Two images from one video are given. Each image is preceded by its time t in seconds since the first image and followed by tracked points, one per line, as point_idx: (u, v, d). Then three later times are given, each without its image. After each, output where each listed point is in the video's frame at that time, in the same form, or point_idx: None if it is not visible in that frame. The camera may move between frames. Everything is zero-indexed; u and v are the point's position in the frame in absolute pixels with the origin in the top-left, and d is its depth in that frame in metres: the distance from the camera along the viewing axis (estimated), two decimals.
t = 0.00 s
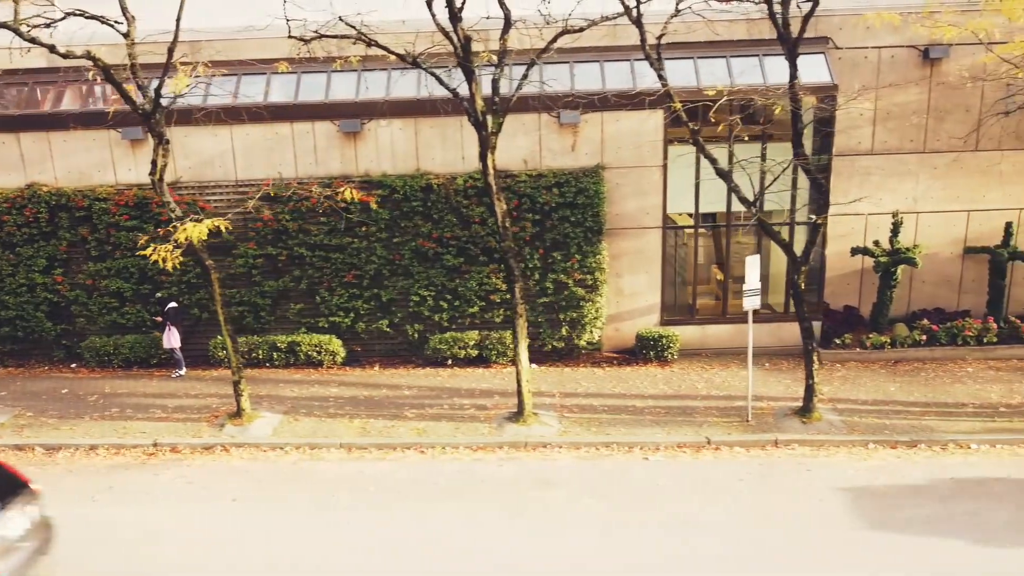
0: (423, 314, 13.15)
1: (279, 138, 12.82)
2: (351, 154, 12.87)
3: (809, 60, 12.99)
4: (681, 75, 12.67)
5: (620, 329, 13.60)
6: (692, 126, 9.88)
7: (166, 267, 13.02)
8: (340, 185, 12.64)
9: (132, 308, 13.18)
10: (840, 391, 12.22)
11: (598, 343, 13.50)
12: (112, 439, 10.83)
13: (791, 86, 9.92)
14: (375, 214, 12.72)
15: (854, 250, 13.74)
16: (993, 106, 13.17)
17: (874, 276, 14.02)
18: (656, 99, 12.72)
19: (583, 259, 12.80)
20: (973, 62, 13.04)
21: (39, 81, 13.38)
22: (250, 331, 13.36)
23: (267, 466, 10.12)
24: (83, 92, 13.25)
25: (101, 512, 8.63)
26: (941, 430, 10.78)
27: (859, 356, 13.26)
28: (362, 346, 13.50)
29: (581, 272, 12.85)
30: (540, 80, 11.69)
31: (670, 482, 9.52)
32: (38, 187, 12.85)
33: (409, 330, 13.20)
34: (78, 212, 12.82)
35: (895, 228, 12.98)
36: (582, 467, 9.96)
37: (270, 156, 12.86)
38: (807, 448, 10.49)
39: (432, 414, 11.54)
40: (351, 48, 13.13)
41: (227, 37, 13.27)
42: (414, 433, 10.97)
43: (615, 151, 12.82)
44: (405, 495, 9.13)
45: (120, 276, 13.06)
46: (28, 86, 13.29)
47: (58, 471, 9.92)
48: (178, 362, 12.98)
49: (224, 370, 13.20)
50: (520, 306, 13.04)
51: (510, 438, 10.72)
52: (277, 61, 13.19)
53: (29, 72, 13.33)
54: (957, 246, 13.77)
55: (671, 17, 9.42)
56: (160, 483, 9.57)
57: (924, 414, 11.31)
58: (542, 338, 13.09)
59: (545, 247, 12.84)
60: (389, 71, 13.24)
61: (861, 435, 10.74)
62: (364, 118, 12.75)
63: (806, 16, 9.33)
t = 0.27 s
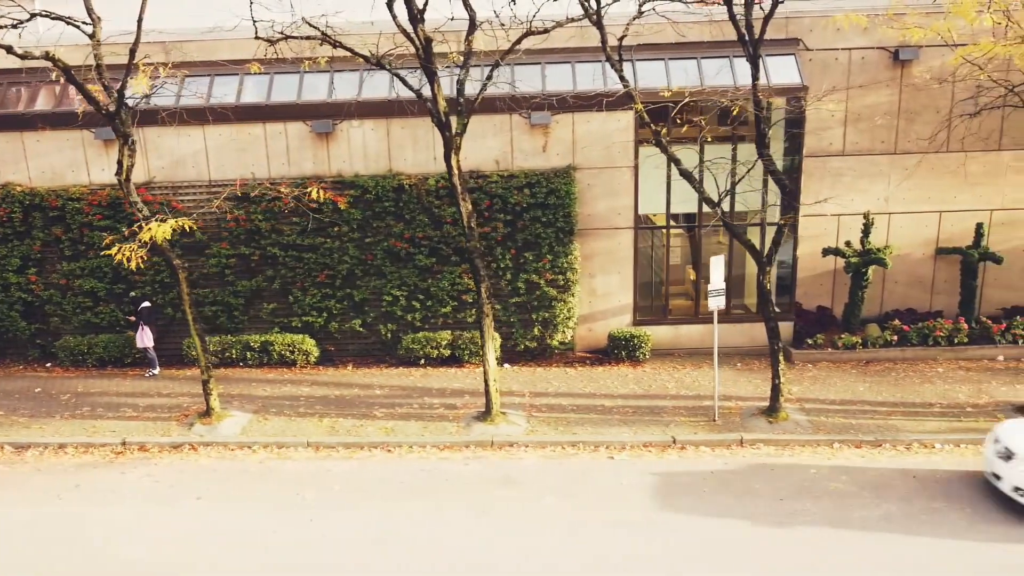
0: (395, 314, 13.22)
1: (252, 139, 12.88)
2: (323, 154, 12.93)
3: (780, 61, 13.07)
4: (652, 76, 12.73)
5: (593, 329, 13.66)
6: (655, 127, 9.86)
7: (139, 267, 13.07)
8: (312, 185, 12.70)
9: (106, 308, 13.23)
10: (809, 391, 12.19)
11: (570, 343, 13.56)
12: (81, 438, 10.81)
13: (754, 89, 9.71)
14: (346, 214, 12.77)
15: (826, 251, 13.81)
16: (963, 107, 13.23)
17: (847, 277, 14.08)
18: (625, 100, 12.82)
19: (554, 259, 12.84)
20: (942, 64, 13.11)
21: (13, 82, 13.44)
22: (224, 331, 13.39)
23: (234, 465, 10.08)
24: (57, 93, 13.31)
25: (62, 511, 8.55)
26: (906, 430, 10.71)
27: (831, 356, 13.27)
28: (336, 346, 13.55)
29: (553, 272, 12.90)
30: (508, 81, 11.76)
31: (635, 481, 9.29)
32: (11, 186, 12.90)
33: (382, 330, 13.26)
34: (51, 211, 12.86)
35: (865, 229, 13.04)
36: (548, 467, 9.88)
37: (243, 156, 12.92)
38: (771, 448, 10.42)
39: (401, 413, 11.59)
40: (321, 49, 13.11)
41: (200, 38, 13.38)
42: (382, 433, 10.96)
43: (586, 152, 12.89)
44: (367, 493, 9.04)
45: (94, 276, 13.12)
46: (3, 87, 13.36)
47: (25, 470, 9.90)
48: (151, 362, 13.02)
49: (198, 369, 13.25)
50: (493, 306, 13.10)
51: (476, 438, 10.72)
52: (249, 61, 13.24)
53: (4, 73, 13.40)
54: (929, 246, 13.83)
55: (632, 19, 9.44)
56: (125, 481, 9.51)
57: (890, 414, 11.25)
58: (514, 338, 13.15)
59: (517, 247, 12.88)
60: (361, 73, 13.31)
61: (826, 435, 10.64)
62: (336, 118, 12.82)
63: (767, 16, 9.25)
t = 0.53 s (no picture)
0: (388, 314, 13.27)
1: (246, 139, 12.94)
2: (316, 153, 12.99)
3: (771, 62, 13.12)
4: (643, 77, 12.80)
5: (586, 329, 13.71)
6: (645, 128, 9.89)
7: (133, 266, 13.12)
8: (306, 185, 12.76)
9: (100, 307, 13.28)
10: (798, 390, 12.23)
11: (563, 343, 13.62)
12: (73, 436, 10.84)
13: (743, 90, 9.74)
14: (340, 213, 12.82)
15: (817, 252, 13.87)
16: (953, 109, 13.30)
17: (838, 278, 14.14)
18: (616, 100, 12.88)
19: (547, 259, 12.90)
20: (932, 66, 13.18)
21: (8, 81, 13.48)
22: (218, 330, 13.43)
23: (225, 462, 10.16)
24: (51, 92, 13.36)
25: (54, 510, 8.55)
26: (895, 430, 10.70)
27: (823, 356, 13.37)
28: (329, 346, 13.60)
29: (545, 272, 12.96)
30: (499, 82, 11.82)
31: (623, 479, 9.29)
32: (6, 185, 12.94)
33: (375, 329, 13.32)
34: (45, 210, 12.91)
35: (856, 229, 13.10)
36: (537, 464, 9.94)
37: (237, 156, 12.98)
38: (761, 448, 10.43)
39: (394, 412, 11.64)
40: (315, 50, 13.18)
41: (194, 38, 13.43)
42: (373, 431, 10.99)
43: (578, 153, 12.96)
44: (357, 491, 9.07)
45: (88, 275, 13.17)
46: None
47: (17, 467, 9.93)
48: (145, 361, 13.06)
49: (191, 368, 13.29)
50: (485, 306, 13.15)
51: (468, 437, 10.76)
52: (243, 61, 13.30)
53: None
54: (920, 248, 13.90)
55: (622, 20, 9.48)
56: (117, 480, 9.53)
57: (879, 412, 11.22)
58: (506, 338, 13.21)
59: (509, 247, 12.94)
60: (354, 73, 13.37)
61: (815, 435, 10.71)
62: (329, 118, 12.88)
63: (756, 17, 9.25)
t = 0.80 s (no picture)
0: (367, 313, 13.25)
1: (224, 138, 12.85)
2: (295, 153, 12.93)
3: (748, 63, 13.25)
4: (622, 77, 12.87)
5: (565, 328, 13.77)
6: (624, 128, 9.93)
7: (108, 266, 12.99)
8: (284, 184, 12.70)
9: (75, 308, 13.14)
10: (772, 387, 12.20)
11: (542, 342, 13.67)
12: (47, 438, 10.70)
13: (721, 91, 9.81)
14: (318, 213, 12.78)
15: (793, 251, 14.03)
16: (926, 110, 13.50)
17: (814, 276, 14.30)
18: (595, 100, 12.94)
19: (526, 258, 12.94)
20: (906, 67, 13.36)
21: None
22: (195, 330, 13.33)
23: (202, 463, 10.10)
24: (24, 90, 13.18)
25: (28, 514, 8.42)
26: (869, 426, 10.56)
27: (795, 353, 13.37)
28: (307, 346, 13.55)
29: (524, 272, 13.00)
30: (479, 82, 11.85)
31: (601, 478, 9.30)
32: None
33: (354, 329, 13.29)
34: (19, 210, 12.75)
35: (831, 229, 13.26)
36: (516, 462, 9.98)
37: (215, 155, 12.89)
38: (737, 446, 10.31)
39: (373, 412, 11.61)
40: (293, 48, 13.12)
41: (171, 36, 13.34)
42: (352, 431, 10.95)
43: (557, 153, 13.01)
44: (336, 491, 9.04)
45: (62, 275, 13.02)
46: None
47: None
48: (120, 362, 12.93)
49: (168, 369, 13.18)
50: (464, 305, 13.16)
51: (447, 436, 10.75)
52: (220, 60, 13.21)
53: None
54: (894, 247, 14.10)
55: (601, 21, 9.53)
56: (92, 482, 9.42)
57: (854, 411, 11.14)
58: (485, 337, 13.24)
59: (489, 247, 12.96)
60: (333, 72, 13.33)
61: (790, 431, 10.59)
62: (307, 118, 12.82)
63: (733, 18, 9.27)
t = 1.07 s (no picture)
0: (322, 315, 13.07)
1: (173, 137, 12.56)
2: (246, 153, 12.70)
3: (700, 63, 13.39)
4: (576, 76, 12.92)
5: (522, 327, 13.78)
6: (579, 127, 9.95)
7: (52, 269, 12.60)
8: (235, 184, 12.46)
9: (17, 313, 12.72)
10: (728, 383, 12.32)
11: (499, 342, 13.65)
12: None
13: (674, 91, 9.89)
14: (271, 214, 12.56)
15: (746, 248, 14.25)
16: (872, 110, 13.83)
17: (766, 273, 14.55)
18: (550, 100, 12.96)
19: (483, 257, 12.90)
20: (853, 68, 13.66)
21: None
22: (144, 335, 13.01)
23: (153, 470, 9.86)
24: None
25: None
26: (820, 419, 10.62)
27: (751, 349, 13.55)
28: (261, 348, 13.31)
29: (481, 271, 12.96)
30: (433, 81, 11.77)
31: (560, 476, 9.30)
32: None
33: (309, 331, 13.10)
34: None
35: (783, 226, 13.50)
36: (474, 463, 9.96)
37: (163, 155, 12.59)
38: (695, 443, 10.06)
39: (330, 415, 11.46)
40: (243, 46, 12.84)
41: (115, 33, 12.96)
42: (309, 435, 10.79)
43: (512, 152, 13.01)
44: (293, 496, 8.90)
45: (3, 279, 12.59)
46: None
47: None
48: (66, 368, 12.56)
49: (117, 375, 12.84)
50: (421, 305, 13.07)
51: (405, 437, 10.66)
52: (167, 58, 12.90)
53: None
54: (842, 243, 14.41)
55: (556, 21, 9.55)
56: (37, 493, 9.12)
57: (806, 405, 11.27)
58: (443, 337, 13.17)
59: (445, 247, 12.89)
60: (284, 70, 13.12)
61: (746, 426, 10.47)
62: (259, 117, 12.60)
63: (686, 19, 9.33)
